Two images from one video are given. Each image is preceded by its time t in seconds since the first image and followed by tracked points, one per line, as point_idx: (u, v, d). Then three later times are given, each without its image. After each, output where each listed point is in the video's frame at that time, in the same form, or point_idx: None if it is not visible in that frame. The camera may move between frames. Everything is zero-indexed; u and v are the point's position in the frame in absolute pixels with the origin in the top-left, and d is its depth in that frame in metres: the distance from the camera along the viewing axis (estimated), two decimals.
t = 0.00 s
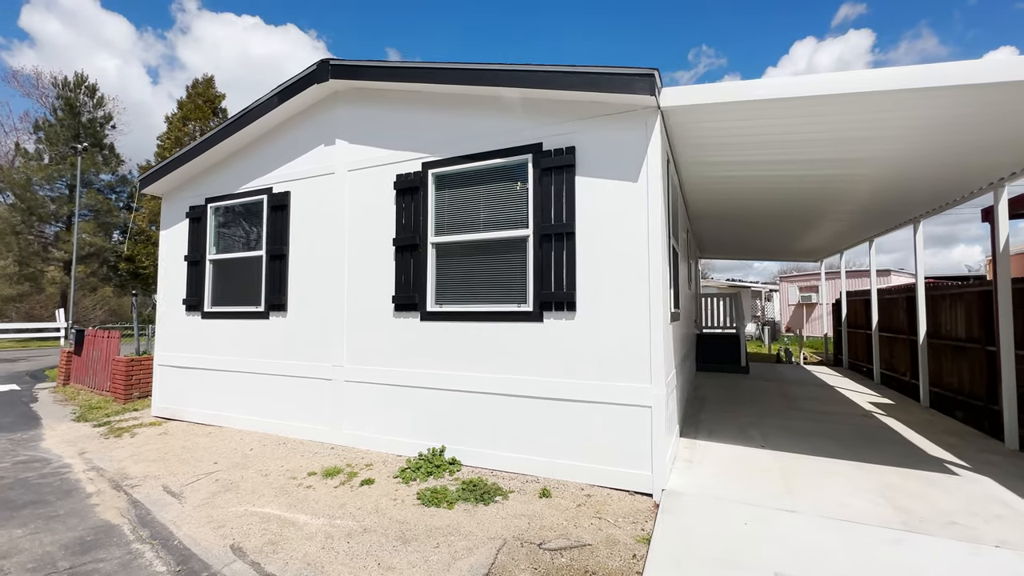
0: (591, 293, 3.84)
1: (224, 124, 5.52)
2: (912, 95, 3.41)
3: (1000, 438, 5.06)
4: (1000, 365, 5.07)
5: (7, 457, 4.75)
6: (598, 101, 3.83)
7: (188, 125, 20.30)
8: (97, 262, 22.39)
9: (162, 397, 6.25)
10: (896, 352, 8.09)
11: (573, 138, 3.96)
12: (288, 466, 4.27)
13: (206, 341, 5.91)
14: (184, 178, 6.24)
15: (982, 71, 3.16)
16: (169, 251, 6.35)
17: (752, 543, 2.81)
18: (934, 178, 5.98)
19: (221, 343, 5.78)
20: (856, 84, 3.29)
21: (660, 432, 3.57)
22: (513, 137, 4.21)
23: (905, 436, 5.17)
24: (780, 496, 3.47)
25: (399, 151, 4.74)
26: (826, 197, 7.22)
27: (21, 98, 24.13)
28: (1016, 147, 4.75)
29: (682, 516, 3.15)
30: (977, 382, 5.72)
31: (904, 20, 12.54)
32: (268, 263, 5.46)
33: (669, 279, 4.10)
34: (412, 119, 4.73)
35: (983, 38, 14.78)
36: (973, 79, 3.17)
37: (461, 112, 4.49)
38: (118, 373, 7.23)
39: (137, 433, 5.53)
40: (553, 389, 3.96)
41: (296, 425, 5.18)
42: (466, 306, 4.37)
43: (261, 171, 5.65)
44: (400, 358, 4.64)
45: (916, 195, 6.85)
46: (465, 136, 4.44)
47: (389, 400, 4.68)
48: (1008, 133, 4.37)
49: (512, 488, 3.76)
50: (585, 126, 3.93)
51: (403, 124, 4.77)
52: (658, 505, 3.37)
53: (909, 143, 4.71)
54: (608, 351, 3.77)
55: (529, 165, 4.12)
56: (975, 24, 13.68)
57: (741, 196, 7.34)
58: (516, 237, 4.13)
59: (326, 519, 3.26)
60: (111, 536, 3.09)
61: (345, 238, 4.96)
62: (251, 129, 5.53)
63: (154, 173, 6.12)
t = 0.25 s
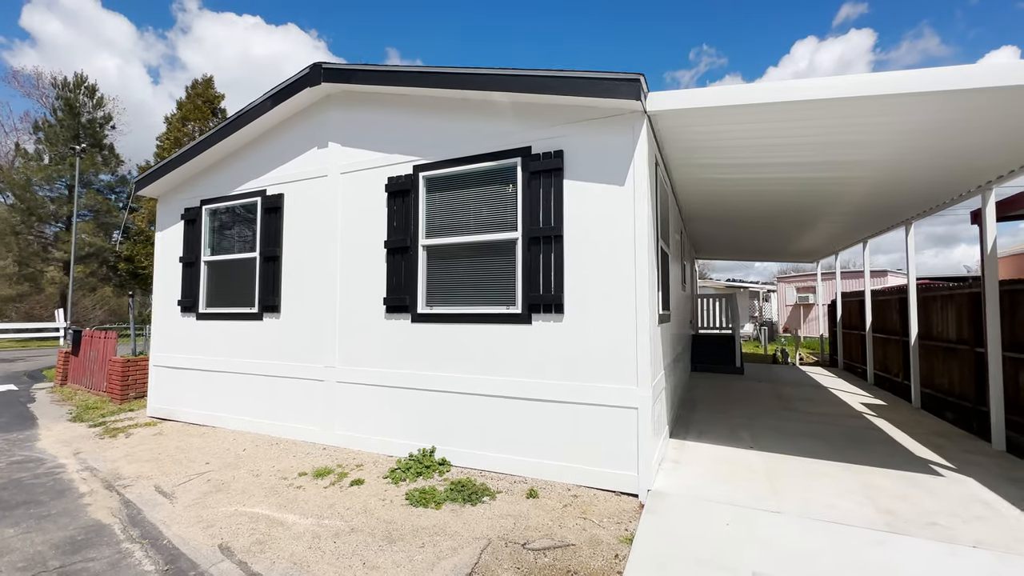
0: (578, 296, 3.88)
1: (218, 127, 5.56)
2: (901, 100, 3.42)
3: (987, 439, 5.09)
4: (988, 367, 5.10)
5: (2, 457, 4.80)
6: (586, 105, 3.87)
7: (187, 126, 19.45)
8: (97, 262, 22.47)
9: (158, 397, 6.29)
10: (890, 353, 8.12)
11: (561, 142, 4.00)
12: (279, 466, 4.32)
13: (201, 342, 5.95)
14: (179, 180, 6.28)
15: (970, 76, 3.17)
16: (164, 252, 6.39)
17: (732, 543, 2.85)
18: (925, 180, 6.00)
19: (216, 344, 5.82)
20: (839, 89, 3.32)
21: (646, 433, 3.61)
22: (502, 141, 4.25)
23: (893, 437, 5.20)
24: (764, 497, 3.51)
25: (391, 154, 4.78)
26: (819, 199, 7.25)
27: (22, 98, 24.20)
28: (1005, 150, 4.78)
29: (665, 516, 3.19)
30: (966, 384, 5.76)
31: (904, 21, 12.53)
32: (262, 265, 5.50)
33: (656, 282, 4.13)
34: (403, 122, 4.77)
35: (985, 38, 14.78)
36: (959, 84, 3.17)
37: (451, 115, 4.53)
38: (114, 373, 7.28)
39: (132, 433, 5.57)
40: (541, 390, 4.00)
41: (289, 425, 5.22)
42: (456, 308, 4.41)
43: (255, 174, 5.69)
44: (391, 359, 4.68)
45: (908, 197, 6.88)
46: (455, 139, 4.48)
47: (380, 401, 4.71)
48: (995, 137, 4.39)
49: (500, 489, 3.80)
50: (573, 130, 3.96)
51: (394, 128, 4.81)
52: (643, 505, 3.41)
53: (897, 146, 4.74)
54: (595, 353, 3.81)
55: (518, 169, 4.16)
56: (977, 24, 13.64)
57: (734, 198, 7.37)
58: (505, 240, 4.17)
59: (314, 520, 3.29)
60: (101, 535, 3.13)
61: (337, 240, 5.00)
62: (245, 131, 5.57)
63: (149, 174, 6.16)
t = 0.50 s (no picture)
0: (566, 296, 3.90)
1: (210, 127, 5.58)
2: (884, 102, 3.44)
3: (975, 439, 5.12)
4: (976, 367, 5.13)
5: None
6: (573, 107, 3.90)
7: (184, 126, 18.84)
8: (94, 261, 22.51)
9: (151, 396, 6.32)
10: (882, 353, 8.15)
11: (549, 143, 4.03)
12: (270, 466, 4.34)
13: (194, 342, 5.97)
14: (173, 180, 6.30)
15: (952, 78, 3.19)
16: (158, 252, 6.42)
17: (713, 541, 2.88)
18: (916, 181, 6.03)
19: (209, 344, 5.84)
20: (824, 91, 3.34)
21: (632, 432, 3.64)
22: (491, 142, 4.28)
23: (881, 437, 5.23)
24: (748, 496, 3.54)
25: (381, 154, 4.81)
26: (811, 200, 7.27)
27: (21, 98, 24.26)
28: (993, 152, 4.79)
29: (649, 515, 3.22)
30: (955, 384, 5.78)
31: (904, 20, 12.53)
32: (254, 265, 5.53)
33: (644, 283, 4.16)
34: (394, 123, 4.79)
35: (986, 37, 14.74)
36: (942, 86, 3.19)
37: (441, 116, 4.56)
38: (109, 373, 7.31)
39: (125, 433, 5.60)
40: (529, 390, 4.03)
41: (281, 425, 5.25)
42: (445, 308, 4.44)
43: (247, 174, 5.71)
44: (381, 359, 4.70)
45: (900, 197, 6.90)
46: (445, 140, 4.50)
47: (371, 401, 4.74)
48: (981, 138, 4.42)
49: (487, 488, 3.83)
50: (561, 132, 3.99)
51: (385, 129, 4.83)
52: (628, 504, 3.44)
53: (885, 147, 4.76)
54: (582, 353, 3.84)
55: (506, 170, 4.18)
56: (978, 23, 13.61)
57: (727, 198, 7.40)
58: (494, 241, 4.20)
59: (301, 518, 3.32)
60: (89, 534, 3.15)
61: (328, 241, 5.03)
62: (238, 132, 5.59)
63: (143, 175, 6.18)
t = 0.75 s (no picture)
0: (553, 295, 3.93)
1: (203, 127, 5.61)
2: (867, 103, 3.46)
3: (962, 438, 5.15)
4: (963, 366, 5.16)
5: None
6: (560, 107, 3.92)
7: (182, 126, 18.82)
8: (93, 260, 22.18)
9: (145, 395, 6.35)
10: (875, 352, 8.17)
11: (536, 143, 4.06)
12: (260, 464, 4.37)
13: (187, 341, 6.00)
14: (166, 180, 6.33)
15: (933, 79, 3.21)
16: (152, 251, 6.44)
17: (693, 538, 2.91)
18: (906, 181, 6.06)
19: (202, 343, 5.87)
20: (808, 92, 3.36)
21: (618, 430, 3.67)
22: (480, 142, 4.30)
23: (869, 436, 5.26)
24: (732, 493, 3.57)
25: (372, 154, 4.83)
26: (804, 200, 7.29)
27: (20, 98, 24.31)
28: (981, 153, 4.82)
29: (632, 512, 3.24)
30: (945, 383, 5.81)
31: (903, 20, 12.54)
32: (247, 264, 5.56)
33: (631, 282, 4.20)
34: (384, 123, 4.82)
35: (986, 37, 14.71)
36: (924, 87, 3.21)
37: (430, 117, 4.58)
38: (104, 371, 7.34)
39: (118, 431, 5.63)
40: (517, 389, 4.05)
41: (272, 423, 5.27)
42: (434, 307, 4.46)
43: (240, 174, 5.74)
44: (372, 358, 4.73)
45: (892, 197, 6.93)
46: (434, 140, 4.53)
47: (361, 400, 4.77)
48: (967, 139, 4.44)
49: (474, 486, 3.86)
50: (548, 132, 4.02)
51: (375, 129, 4.85)
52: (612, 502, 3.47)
53: (873, 148, 4.78)
54: (568, 352, 3.87)
55: (495, 170, 4.21)
56: (978, 23, 13.61)
57: (719, 198, 7.43)
58: (482, 241, 4.23)
59: (288, 515, 3.35)
60: (77, 531, 3.18)
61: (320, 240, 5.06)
62: (230, 132, 5.62)
63: (136, 175, 6.20)
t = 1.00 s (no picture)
0: (547, 295, 3.95)
1: (201, 127, 5.63)
2: (858, 103, 3.48)
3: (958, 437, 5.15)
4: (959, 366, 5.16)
5: None
6: (554, 107, 3.93)
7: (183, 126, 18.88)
8: (94, 259, 22.10)
9: (143, 394, 6.38)
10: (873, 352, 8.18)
11: (531, 143, 4.07)
12: (256, 462, 4.39)
13: (185, 340, 6.03)
14: (165, 180, 6.35)
15: (924, 78, 3.22)
16: (150, 251, 6.47)
17: (685, 536, 2.92)
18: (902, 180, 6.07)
19: (199, 342, 5.89)
20: (800, 92, 3.37)
21: (611, 429, 3.68)
22: (475, 142, 4.32)
23: (865, 435, 5.27)
24: (725, 492, 3.58)
25: (368, 154, 4.85)
26: (802, 199, 7.30)
27: (21, 97, 24.38)
28: (976, 152, 4.83)
29: (625, 511, 3.26)
30: (941, 382, 5.81)
31: (904, 20, 12.56)
32: (244, 264, 5.58)
33: (625, 282, 4.21)
34: (381, 123, 4.83)
35: (988, 37, 14.72)
36: (916, 87, 3.22)
37: (426, 117, 4.60)
38: (102, 370, 7.36)
39: (116, 430, 5.65)
40: (511, 388, 4.07)
41: (269, 422, 5.29)
42: (430, 307, 4.48)
43: (238, 174, 5.76)
44: (368, 358, 4.75)
45: (888, 196, 6.94)
46: (430, 141, 4.54)
47: (357, 399, 4.79)
48: (961, 139, 4.46)
49: (469, 484, 3.87)
50: (543, 132, 4.03)
51: (372, 129, 4.87)
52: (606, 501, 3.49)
53: (868, 148, 4.79)
54: (563, 351, 3.88)
55: (490, 169, 4.22)
56: (980, 23, 13.61)
57: (717, 198, 7.44)
58: (477, 240, 4.24)
59: (283, 513, 3.37)
60: (73, 528, 3.20)
61: (316, 240, 5.07)
62: (228, 132, 5.64)
63: (135, 174, 6.22)
